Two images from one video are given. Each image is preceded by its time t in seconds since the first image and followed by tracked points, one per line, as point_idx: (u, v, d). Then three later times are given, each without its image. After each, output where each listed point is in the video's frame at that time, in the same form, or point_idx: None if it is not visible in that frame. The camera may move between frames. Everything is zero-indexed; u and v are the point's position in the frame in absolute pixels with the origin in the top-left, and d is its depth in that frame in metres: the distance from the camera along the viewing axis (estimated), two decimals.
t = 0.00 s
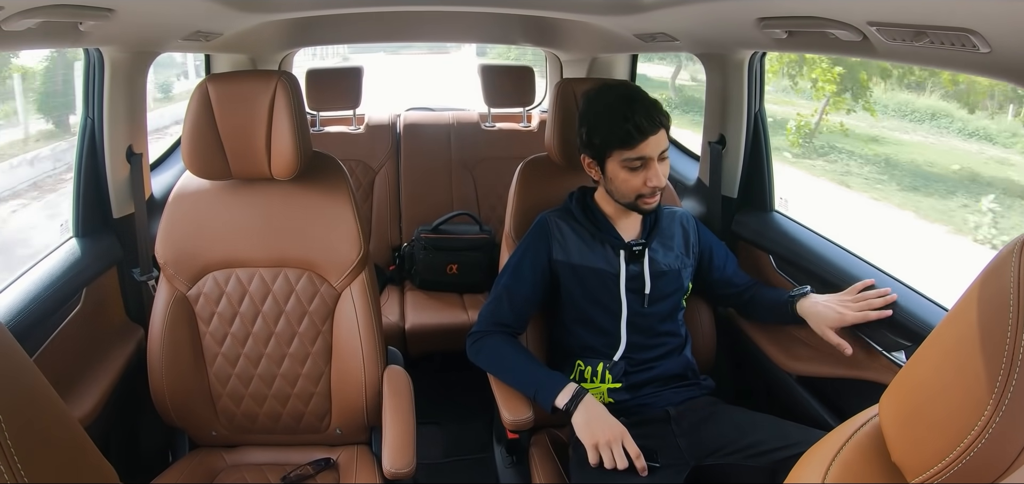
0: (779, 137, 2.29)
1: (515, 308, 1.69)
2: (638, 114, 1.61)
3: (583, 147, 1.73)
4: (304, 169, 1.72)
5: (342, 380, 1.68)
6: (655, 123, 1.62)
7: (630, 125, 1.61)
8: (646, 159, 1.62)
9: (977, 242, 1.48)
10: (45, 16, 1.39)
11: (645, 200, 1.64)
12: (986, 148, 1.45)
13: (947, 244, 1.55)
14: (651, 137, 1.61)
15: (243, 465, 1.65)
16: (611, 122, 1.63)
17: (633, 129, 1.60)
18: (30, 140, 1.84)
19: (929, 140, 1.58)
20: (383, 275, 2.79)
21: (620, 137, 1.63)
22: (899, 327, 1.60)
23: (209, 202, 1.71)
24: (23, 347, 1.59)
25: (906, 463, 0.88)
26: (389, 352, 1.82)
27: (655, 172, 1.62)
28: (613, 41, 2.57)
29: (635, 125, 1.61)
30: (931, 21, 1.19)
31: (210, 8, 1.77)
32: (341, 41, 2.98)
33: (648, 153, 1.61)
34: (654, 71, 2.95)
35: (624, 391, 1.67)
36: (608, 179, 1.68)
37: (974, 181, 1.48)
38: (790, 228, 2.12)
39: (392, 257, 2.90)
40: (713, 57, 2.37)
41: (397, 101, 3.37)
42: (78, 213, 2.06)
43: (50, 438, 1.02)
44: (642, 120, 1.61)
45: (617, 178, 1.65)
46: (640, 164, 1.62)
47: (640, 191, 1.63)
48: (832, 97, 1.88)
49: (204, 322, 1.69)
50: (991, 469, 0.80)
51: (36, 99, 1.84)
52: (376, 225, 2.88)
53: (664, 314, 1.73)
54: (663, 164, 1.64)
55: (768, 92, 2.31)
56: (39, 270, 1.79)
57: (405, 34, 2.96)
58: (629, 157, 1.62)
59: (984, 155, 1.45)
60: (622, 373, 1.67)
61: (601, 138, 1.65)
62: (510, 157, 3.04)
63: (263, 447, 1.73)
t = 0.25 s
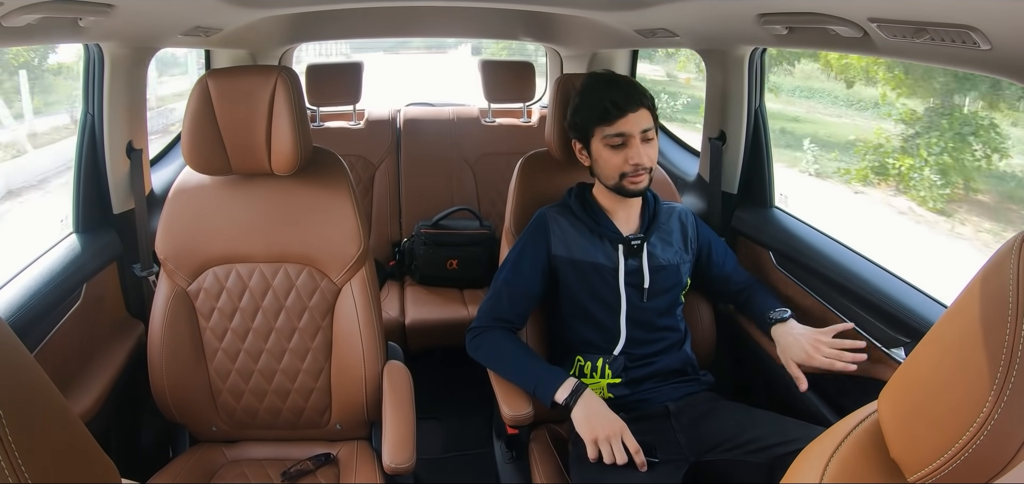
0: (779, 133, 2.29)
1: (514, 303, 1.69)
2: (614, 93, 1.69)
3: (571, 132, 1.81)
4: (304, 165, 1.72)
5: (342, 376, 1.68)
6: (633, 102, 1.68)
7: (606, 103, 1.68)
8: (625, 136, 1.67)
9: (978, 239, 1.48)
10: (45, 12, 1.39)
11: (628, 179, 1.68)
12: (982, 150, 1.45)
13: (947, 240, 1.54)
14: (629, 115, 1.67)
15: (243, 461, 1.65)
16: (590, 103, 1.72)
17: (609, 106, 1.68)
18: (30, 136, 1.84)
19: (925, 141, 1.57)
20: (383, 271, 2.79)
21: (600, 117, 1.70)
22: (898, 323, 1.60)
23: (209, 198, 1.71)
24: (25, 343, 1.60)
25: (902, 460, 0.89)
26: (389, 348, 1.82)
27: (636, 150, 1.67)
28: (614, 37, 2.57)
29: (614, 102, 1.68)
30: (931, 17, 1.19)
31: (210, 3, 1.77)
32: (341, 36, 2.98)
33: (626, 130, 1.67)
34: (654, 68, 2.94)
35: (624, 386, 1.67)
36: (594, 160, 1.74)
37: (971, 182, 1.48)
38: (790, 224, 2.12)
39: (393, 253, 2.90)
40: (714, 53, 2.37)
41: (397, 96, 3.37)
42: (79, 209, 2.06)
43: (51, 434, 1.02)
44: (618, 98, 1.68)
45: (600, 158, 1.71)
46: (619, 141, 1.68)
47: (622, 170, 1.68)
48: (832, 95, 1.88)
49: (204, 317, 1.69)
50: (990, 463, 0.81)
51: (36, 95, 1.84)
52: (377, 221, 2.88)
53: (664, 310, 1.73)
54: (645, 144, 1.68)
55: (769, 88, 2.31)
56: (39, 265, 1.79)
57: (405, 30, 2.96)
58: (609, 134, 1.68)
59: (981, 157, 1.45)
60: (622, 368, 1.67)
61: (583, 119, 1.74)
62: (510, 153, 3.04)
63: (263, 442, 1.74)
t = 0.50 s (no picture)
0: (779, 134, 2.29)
1: (514, 304, 1.69)
2: (591, 88, 1.75)
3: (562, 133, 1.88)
4: (304, 166, 1.72)
5: (343, 377, 1.68)
6: (610, 95, 1.73)
7: (584, 98, 1.75)
8: (602, 127, 1.72)
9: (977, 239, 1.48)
10: (45, 13, 1.39)
11: (607, 170, 1.69)
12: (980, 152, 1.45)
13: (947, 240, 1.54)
14: (606, 108, 1.72)
15: (243, 462, 1.65)
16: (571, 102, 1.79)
17: (586, 100, 1.74)
18: (30, 137, 1.84)
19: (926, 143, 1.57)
20: (383, 272, 2.79)
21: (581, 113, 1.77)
22: (898, 323, 1.60)
23: (209, 199, 1.71)
24: (25, 344, 1.59)
25: (903, 459, 0.89)
26: (389, 349, 1.82)
27: (613, 141, 1.70)
28: (614, 37, 2.57)
29: (593, 95, 1.74)
30: (931, 17, 1.19)
31: (210, 4, 1.77)
32: (341, 37, 2.98)
33: (604, 122, 1.72)
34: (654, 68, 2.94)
35: (624, 387, 1.67)
36: (581, 155, 1.79)
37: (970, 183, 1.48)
38: (790, 224, 2.12)
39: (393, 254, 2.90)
40: (714, 53, 2.37)
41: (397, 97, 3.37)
42: (79, 210, 2.06)
43: (51, 434, 1.02)
44: (593, 92, 1.74)
45: (584, 152, 1.76)
46: (597, 133, 1.72)
47: (601, 161, 1.70)
48: (831, 97, 1.88)
49: (204, 318, 1.69)
50: (990, 463, 0.81)
51: (36, 96, 1.84)
52: (377, 222, 2.88)
53: (663, 310, 1.73)
54: (625, 136, 1.70)
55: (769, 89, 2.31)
56: (39, 267, 1.79)
57: (405, 31, 2.96)
58: (589, 126, 1.74)
59: (980, 159, 1.45)
60: (622, 369, 1.67)
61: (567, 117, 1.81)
62: (510, 153, 3.04)
63: (263, 443, 1.73)
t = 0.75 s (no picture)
0: (779, 135, 2.29)
1: (514, 305, 1.69)
2: (587, 90, 1.75)
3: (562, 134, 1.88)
4: (304, 167, 1.72)
5: (342, 378, 1.68)
6: (606, 97, 1.73)
7: (580, 100, 1.75)
8: (599, 129, 1.72)
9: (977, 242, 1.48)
10: (44, 14, 1.39)
11: (604, 172, 1.70)
12: (980, 153, 1.45)
13: (946, 241, 1.54)
14: (602, 109, 1.72)
15: (243, 463, 1.65)
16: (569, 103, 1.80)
17: (582, 102, 1.75)
18: (30, 138, 1.84)
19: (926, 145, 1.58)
20: (383, 273, 2.79)
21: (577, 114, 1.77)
22: (898, 325, 1.60)
23: (209, 200, 1.71)
24: (24, 345, 1.59)
25: (903, 461, 0.88)
26: (389, 350, 1.82)
27: (609, 143, 1.70)
28: (614, 39, 2.57)
29: (590, 97, 1.74)
30: (931, 19, 1.19)
31: (210, 6, 1.77)
32: (342, 38, 2.98)
33: (601, 123, 1.72)
34: (654, 69, 2.94)
35: (624, 388, 1.67)
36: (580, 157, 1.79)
37: (970, 185, 1.48)
38: (790, 226, 2.12)
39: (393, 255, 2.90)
40: (714, 55, 2.37)
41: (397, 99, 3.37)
42: (79, 211, 2.06)
43: (52, 436, 1.02)
44: (588, 94, 1.74)
45: (581, 154, 1.76)
46: (594, 135, 1.72)
47: (597, 163, 1.71)
48: (830, 100, 1.88)
49: (204, 319, 1.69)
50: (990, 466, 0.81)
51: (35, 97, 1.84)
52: (377, 223, 2.88)
53: (663, 312, 1.73)
54: (621, 137, 1.71)
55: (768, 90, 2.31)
56: (39, 268, 1.79)
57: (405, 32, 2.96)
58: (586, 128, 1.74)
59: (980, 160, 1.45)
60: (622, 370, 1.67)
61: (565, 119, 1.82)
62: (510, 155, 3.04)
63: (263, 444, 1.73)
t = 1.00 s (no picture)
0: (779, 134, 2.29)
1: (514, 304, 1.69)
2: (593, 88, 1.75)
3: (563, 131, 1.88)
4: (304, 166, 1.72)
5: (342, 378, 1.68)
6: (612, 97, 1.73)
7: (585, 99, 1.75)
8: (603, 129, 1.72)
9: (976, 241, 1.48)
10: (44, 14, 1.39)
11: (606, 172, 1.70)
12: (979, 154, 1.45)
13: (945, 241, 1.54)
14: (606, 109, 1.72)
15: (243, 462, 1.65)
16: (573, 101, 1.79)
17: (587, 101, 1.74)
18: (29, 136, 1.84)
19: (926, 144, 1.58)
20: (383, 272, 2.79)
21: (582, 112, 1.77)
22: (897, 324, 1.60)
23: (209, 199, 1.71)
24: (24, 345, 1.59)
25: (903, 460, 0.88)
26: (389, 349, 1.82)
27: (613, 143, 1.70)
28: (614, 38, 2.57)
29: (595, 96, 1.74)
30: (931, 19, 1.19)
31: (210, 5, 1.77)
32: (342, 37, 2.98)
33: (605, 123, 1.72)
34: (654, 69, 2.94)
35: (623, 388, 1.67)
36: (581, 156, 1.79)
37: (969, 184, 1.48)
38: (789, 225, 2.12)
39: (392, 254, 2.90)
40: (714, 54, 2.37)
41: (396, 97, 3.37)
42: (78, 211, 2.06)
43: (53, 436, 1.02)
44: (594, 93, 1.74)
45: (584, 152, 1.76)
46: (597, 135, 1.72)
47: (600, 162, 1.71)
48: (830, 99, 1.88)
49: (204, 318, 1.69)
50: (989, 466, 0.81)
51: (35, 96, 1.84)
52: (376, 222, 2.88)
53: (663, 311, 1.73)
54: (625, 138, 1.71)
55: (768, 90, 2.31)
56: (38, 267, 1.78)
57: (405, 31, 2.96)
58: (590, 128, 1.74)
59: (980, 160, 1.45)
60: (621, 370, 1.67)
61: (568, 117, 1.81)
62: (510, 154, 3.04)
63: (263, 443, 1.73)
